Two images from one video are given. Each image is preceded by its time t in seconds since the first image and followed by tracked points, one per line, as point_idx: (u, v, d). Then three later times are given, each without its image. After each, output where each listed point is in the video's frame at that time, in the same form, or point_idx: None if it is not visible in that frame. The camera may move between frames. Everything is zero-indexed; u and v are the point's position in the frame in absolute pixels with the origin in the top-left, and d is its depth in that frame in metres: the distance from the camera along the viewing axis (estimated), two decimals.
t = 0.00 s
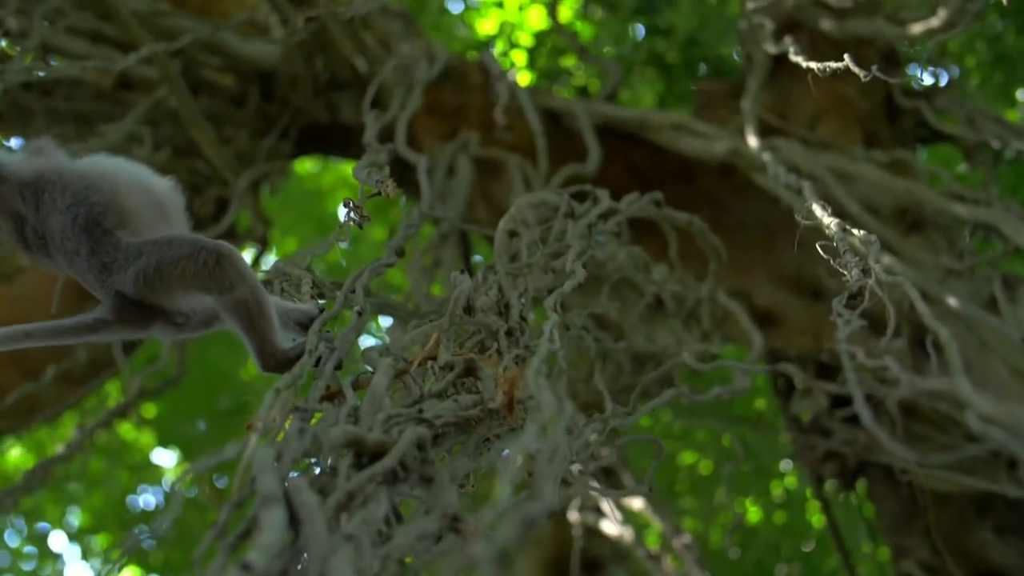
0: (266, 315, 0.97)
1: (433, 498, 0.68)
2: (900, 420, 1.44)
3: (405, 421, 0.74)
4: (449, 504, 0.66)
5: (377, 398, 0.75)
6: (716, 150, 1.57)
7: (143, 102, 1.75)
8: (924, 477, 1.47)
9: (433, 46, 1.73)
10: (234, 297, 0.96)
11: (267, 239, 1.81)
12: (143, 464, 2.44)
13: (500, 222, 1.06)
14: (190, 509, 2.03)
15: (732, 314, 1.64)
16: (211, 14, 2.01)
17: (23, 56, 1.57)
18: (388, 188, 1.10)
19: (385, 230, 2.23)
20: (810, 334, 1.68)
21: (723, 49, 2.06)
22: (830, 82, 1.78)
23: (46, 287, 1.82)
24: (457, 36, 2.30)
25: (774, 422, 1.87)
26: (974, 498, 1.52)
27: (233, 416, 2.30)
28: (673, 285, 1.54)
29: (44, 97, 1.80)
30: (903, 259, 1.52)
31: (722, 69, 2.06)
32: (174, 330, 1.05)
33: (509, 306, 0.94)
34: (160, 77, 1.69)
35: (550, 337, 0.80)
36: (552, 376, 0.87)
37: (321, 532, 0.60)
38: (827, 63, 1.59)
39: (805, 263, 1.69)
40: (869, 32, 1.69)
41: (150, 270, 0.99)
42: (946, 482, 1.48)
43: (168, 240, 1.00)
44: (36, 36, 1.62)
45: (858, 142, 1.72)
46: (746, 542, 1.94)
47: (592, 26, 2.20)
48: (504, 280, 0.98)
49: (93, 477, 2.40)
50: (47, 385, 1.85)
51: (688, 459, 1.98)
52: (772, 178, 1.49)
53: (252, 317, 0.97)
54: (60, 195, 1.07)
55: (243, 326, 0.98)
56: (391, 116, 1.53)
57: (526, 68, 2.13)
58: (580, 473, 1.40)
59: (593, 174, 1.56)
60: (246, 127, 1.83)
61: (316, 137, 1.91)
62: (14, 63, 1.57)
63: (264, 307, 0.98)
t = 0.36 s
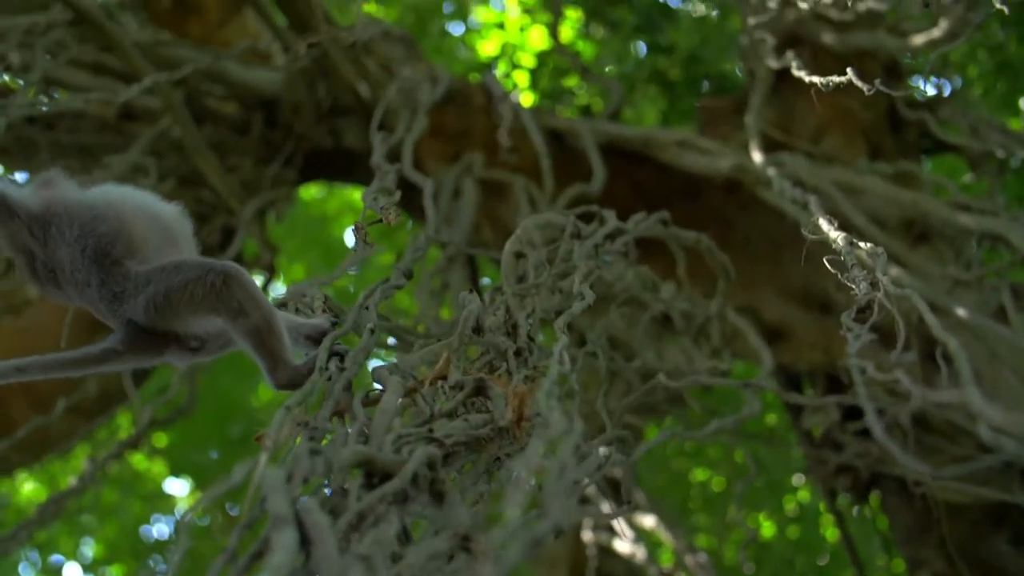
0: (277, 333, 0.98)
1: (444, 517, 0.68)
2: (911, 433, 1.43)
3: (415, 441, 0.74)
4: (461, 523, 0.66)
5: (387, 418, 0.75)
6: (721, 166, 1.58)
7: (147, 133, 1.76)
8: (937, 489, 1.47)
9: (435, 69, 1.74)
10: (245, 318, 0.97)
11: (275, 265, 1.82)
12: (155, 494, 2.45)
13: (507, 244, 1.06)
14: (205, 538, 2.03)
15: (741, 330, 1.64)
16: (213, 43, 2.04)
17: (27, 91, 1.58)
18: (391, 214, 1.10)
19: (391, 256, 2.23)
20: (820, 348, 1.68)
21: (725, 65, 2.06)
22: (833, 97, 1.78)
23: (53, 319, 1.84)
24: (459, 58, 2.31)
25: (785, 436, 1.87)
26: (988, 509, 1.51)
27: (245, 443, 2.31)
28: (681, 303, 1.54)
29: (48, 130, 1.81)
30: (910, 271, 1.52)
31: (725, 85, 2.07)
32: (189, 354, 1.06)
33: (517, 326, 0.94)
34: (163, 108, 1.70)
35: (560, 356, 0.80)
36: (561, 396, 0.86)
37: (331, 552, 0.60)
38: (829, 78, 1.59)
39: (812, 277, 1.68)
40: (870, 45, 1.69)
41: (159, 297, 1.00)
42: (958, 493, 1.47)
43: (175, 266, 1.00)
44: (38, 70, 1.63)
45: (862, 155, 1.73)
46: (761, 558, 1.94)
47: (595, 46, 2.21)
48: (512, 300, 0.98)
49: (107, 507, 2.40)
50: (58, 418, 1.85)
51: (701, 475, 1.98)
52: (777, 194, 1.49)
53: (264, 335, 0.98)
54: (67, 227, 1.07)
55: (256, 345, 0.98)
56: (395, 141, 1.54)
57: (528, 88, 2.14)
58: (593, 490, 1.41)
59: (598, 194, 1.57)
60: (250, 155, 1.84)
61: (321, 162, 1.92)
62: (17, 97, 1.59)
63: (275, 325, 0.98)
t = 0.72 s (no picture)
0: (294, 353, 1.07)
1: (463, 533, 0.68)
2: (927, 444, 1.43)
3: (431, 456, 0.74)
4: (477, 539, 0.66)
5: (402, 433, 0.76)
6: (730, 180, 1.58)
7: (156, 160, 1.77)
8: (955, 500, 1.46)
9: (442, 90, 1.76)
10: (257, 338, 1.06)
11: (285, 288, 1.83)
12: (170, 520, 2.45)
13: (519, 262, 1.07)
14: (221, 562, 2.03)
15: (754, 344, 1.64)
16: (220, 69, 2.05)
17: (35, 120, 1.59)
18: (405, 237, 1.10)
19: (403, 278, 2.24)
20: (832, 360, 1.68)
21: (731, 80, 2.08)
22: (841, 109, 1.78)
23: (66, 349, 1.85)
24: (465, 78, 2.31)
25: (800, 451, 1.87)
26: (1006, 517, 1.52)
27: (261, 467, 2.32)
28: (693, 319, 1.54)
29: (57, 160, 1.82)
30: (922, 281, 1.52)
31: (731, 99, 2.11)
32: (207, 379, 1.16)
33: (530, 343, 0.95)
34: (172, 134, 1.71)
35: (575, 374, 0.80)
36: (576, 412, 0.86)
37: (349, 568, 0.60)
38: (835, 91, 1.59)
39: (824, 290, 1.69)
40: (877, 57, 1.69)
41: (174, 325, 1.09)
42: (976, 502, 1.48)
43: (190, 293, 1.10)
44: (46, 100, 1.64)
45: (871, 167, 1.73)
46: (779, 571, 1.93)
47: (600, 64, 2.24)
48: (525, 318, 0.98)
49: (122, 534, 2.40)
50: (74, 447, 1.85)
51: (716, 491, 1.98)
52: (787, 207, 1.49)
53: (277, 356, 1.07)
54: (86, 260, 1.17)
55: (270, 364, 1.08)
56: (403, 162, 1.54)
57: (536, 107, 2.17)
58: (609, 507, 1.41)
59: (607, 211, 1.57)
60: (260, 179, 1.85)
61: (330, 185, 1.93)
62: (27, 127, 1.60)
63: (288, 346, 1.07)
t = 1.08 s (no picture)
0: (319, 373, 1.07)
1: (485, 541, 0.69)
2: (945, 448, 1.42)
3: (451, 466, 0.75)
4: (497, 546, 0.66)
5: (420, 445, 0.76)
6: (741, 188, 1.58)
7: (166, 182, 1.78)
8: (974, 503, 1.46)
9: (450, 104, 1.76)
10: (285, 358, 1.05)
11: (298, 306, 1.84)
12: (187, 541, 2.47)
13: (532, 274, 1.07)
14: None
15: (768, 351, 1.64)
16: (227, 89, 2.07)
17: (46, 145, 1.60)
18: (421, 259, 1.11)
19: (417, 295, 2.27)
20: (847, 365, 1.68)
21: (738, 87, 2.08)
22: (850, 115, 1.78)
23: (81, 374, 1.86)
24: (473, 92, 2.34)
25: (816, 456, 1.88)
26: None
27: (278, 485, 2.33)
28: (707, 327, 1.54)
29: (67, 183, 1.83)
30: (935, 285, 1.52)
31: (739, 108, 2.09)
32: (235, 406, 1.14)
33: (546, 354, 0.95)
34: (182, 156, 1.72)
35: (591, 387, 0.80)
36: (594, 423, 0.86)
37: None
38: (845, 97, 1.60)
39: (837, 295, 1.69)
40: (884, 62, 1.70)
41: (197, 349, 1.07)
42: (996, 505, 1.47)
43: (211, 317, 1.08)
44: (55, 124, 1.65)
45: (880, 172, 1.74)
46: None
47: (606, 75, 2.25)
48: (539, 329, 0.98)
49: (140, 555, 2.41)
50: (91, 469, 1.86)
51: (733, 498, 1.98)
52: (798, 214, 1.49)
53: (302, 376, 1.06)
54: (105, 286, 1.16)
55: (298, 387, 1.07)
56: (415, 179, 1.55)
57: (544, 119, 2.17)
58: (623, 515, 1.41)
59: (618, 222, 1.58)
60: (270, 200, 1.86)
61: (340, 202, 1.94)
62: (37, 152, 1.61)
63: (313, 366, 1.07)
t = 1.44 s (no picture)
0: (347, 386, 1.16)
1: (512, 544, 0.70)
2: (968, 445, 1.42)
3: (477, 469, 0.76)
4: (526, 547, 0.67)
5: (447, 449, 0.77)
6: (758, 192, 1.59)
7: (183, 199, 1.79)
8: (999, 500, 1.46)
9: (463, 114, 1.77)
10: (316, 371, 1.16)
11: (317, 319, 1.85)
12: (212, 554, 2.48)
13: (550, 278, 1.06)
14: None
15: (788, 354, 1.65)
16: (240, 103, 2.08)
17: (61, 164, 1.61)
18: (438, 274, 1.12)
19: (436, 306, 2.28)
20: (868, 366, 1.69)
21: (752, 91, 2.08)
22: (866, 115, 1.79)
23: (99, 392, 1.87)
24: (486, 101, 2.33)
25: (839, 458, 1.89)
26: None
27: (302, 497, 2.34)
28: (728, 331, 1.55)
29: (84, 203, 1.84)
30: (955, 284, 1.52)
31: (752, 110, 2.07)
32: (266, 424, 1.29)
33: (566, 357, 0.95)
34: (197, 171, 1.73)
35: (613, 395, 0.80)
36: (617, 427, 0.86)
37: None
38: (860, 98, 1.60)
39: (856, 297, 1.69)
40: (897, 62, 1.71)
41: (235, 370, 1.20)
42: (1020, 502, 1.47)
43: (246, 336, 1.21)
44: (70, 142, 1.66)
45: (897, 173, 1.73)
46: None
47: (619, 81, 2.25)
48: (559, 333, 0.98)
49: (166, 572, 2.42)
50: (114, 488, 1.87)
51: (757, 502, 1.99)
52: (815, 215, 1.49)
53: (331, 388, 1.16)
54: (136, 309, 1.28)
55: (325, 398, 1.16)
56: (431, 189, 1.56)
57: (558, 127, 2.18)
58: (648, 521, 1.42)
59: (635, 227, 1.58)
60: (286, 214, 1.87)
61: (357, 214, 1.96)
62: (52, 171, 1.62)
63: (342, 377, 1.16)
